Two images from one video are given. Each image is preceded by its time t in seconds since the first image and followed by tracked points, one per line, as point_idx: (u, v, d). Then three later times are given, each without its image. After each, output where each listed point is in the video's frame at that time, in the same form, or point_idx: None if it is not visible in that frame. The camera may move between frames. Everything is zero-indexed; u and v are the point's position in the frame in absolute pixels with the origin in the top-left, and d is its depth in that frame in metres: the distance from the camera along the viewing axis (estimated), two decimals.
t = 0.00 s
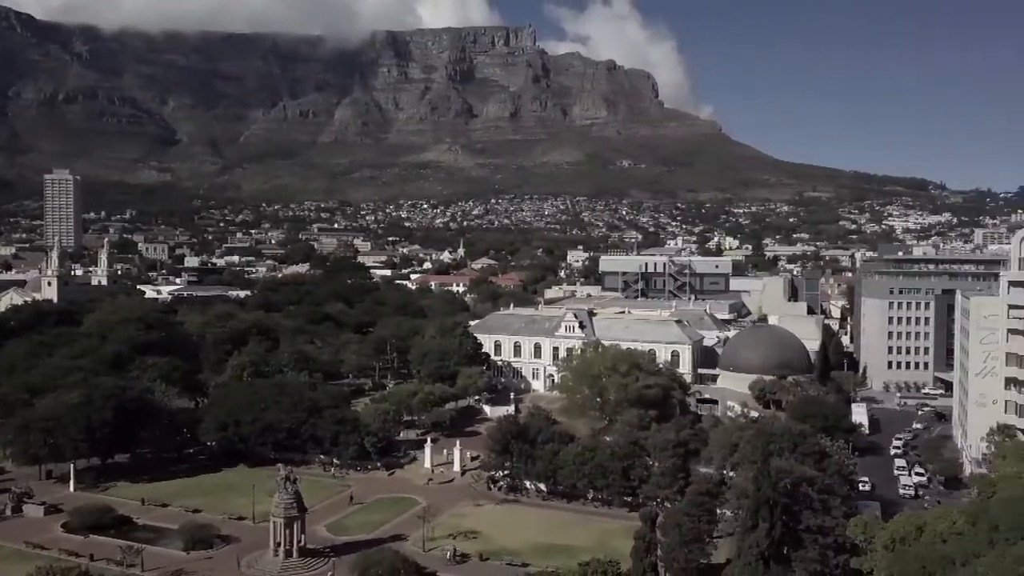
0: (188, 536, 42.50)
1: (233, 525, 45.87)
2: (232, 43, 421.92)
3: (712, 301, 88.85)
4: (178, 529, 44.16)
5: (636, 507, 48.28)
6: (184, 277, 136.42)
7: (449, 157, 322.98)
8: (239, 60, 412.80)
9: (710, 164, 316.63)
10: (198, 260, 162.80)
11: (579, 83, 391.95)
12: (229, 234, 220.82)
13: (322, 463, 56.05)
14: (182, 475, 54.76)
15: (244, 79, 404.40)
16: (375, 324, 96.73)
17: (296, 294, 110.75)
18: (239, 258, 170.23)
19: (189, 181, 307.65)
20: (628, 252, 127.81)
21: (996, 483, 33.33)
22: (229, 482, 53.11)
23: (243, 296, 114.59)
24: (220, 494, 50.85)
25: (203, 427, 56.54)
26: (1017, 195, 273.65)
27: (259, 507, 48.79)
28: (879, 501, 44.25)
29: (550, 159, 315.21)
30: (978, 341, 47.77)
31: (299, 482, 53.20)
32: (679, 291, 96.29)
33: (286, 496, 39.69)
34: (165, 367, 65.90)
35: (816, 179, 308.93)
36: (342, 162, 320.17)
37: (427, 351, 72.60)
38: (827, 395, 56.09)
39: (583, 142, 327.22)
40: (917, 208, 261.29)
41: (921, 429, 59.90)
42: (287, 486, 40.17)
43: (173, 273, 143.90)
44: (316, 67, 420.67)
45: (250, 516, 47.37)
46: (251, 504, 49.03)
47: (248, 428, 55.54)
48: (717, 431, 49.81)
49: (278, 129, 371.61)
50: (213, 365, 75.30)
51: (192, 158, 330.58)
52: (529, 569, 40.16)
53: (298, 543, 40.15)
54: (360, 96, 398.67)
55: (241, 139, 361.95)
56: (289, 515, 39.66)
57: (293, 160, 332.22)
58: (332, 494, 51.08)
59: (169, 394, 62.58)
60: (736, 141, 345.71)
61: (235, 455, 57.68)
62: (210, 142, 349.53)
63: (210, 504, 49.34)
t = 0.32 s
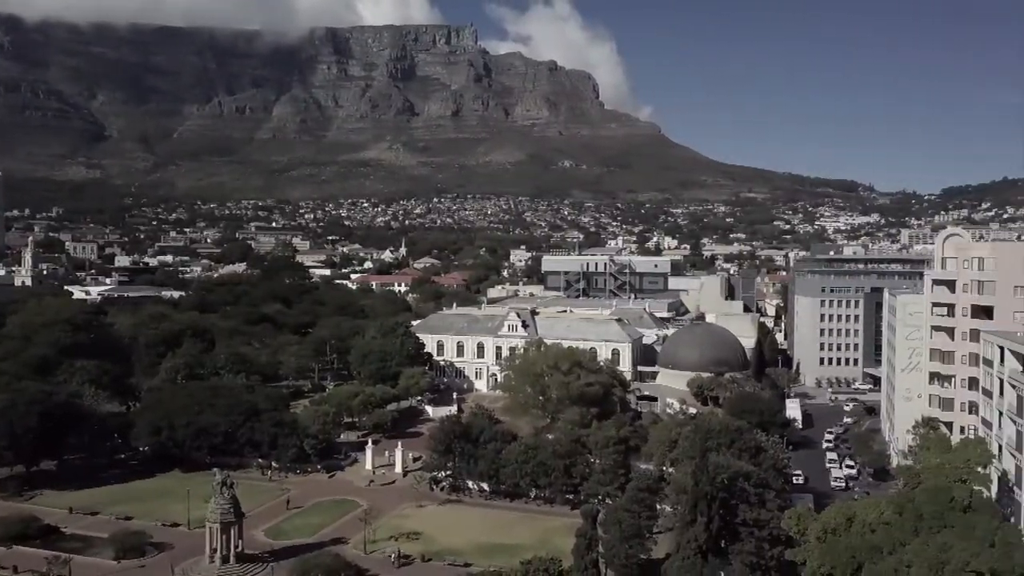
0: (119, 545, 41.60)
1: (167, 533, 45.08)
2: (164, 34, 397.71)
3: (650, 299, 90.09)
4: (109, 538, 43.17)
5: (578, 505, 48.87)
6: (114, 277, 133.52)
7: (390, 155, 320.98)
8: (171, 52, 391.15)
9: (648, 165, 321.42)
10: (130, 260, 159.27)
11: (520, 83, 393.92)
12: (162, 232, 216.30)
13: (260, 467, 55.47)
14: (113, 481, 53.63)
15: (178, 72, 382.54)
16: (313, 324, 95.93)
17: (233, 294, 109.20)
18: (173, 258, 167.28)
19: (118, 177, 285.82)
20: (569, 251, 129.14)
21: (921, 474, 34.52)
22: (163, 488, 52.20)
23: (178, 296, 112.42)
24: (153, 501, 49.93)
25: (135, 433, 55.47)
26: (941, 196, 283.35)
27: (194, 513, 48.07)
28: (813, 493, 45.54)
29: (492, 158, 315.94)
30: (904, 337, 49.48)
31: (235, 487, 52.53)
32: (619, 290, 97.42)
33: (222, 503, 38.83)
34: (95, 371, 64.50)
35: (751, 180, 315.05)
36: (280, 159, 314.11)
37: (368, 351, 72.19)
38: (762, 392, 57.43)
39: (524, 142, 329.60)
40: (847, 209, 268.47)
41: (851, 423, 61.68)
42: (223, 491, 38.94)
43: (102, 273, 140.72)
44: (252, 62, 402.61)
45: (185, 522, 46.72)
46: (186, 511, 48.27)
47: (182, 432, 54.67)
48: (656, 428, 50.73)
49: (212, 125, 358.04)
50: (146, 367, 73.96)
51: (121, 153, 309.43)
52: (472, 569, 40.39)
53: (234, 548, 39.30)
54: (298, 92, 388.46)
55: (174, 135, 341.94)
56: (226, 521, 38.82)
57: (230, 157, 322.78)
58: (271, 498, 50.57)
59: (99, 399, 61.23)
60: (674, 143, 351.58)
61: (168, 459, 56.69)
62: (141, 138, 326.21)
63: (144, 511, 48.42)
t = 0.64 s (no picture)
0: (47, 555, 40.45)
1: (99, 542, 44.08)
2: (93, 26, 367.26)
3: (592, 298, 90.98)
4: (36, 547, 42.02)
5: (520, 504, 49.27)
6: (39, 278, 129.68)
7: (331, 153, 317.04)
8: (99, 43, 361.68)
9: (589, 165, 324.17)
10: (57, 260, 154.58)
11: (463, 81, 393.58)
12: (91, 230, 209.72)
13: (196, 471, 54.54)
14: (40, 488, 52.22)
15: (109, 66, 354.01)
16: (250, 325, 94.46)
17: (166, 295, 106.80)
18: (102, 257, 162.83)
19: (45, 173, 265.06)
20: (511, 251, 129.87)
21: (851, 466, 35.54)
22: (93, 496, 50.98)
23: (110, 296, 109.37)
24: (84, 509, 48.74)
25: (63, 438, 54.02)
26: (870, 196, 291.49)
27: (126, 520, 47.12)
28: (748, 487, 46.61)
29: (435, 157, 315.08)
30: (835, 335, 50.81)
31: (170, 492, 51.60)
32: (562, 289, 98.24)
33: (156, 510, 37.71)
34: (21, 375, 62.63)
35: (689, 181, 319.77)
36: (217, 156, 303.67)
37: (307, 352, 71.36)
38: (700, 388, 58.46)
39: (466, 142, 330.23)
40: (782, 209, 274.18)
41: (786, 418, 63.08)
42: (157, 497, 37.83)
43: (28, 273, 136.55)
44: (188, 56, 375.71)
45: (117, 530, 45.75)
46: (117, 518, 47.27)
47: (113, 437, 53.43)
48: (598, 425, 51.40)
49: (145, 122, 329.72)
50: (75, 370, 72.06)
51: (47, 147, 285.87)
52: (415, 570, 40.42)
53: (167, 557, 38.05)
54: (235, 88, 369.29)
55: (104, 131, 315.74)
56: (160, 528, 37.79)
57: (163, 152, 306.31)
58: (207, 503, 49.84)
59: (24, 405, 59.46)
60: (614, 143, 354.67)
61: (98, 465, 55.35)
62: (68, 132, 300.91)
63: (73, 520, 47.26)
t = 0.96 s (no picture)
0: None
1: (20, 553, 42.80)
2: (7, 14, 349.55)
3: (531, 298, 91.33)
4: None
5: (459, 504, 49.22)
6: None
7: (265, 150, 312.26)
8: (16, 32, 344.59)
9: (527, 165, 325.09)
10: None
11: (400, 79, 391.40)
12: (12, 228, 201.78)
13: (123, 478, 53.21)
14: None
15: (26, 56, 337.67)
16: (180, 326, 92.59)
17: (93, 295, 104.02)
18: (23, 256, 157.47)
19: None
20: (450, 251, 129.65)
21: (782, 459, 36.30)
22: (15, 505, 49.42)
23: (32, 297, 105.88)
24: (3, 520, 47.21)
25: None
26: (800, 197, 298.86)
27: (50, 530, 45.85)
28: (684, 482, 47.27)
29: (372, 155, 312.69)
30: (767, 332, 51.70)
31: (97, 500, 50.29)
32: (502, 289, 98.31)
33: (80, 517, 36.47)
34: None
35: (625, 181, 323.60)
36: (144, 151, 292.62)
37: (240, 353, 70.09)
38: (636, 386, 59.10)
39: (404, 141, 328.29)
40: (715, 209, 278.96)
41: (720, 413, 64.09)
42: (80, 505, 36.86)
43: None
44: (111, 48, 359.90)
45: (38, 541, 44.39)
46: (41, 527, 45.97)
47: (35, 443, 51.81)
48: (537, 424, 51.61)
49: (66, 115, 310.00)
50: None
51: None
52: (351, 573, 40.07)
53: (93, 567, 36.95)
54: (164, 81, 350.65)
55: (21, 124, 297.82)
56: (84, 538, 36.38)
57: (87, 146, 291.49)
58: (136, 510, 48.67)
59: None
60: (551, 143, 356.29)
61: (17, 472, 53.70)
62: None
63: None
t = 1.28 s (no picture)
0: None
1: None
2: None
3: (474, 297, 91.06)
4: None
5: (403, 505, 48.59)
6: None
7: (202, 148, 306.83)
8: None
9: (470, 164, 324.33)
10: None
11: (342, 77, 387.81)
12: None
13: (51, 486, 51.41)
14: None
15: None
16: (112, 329, 90.32)
17: (20, 296, 100.67)
18: None
19: None
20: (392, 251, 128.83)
21: (720, 455, 36.42)
22: None
23: None
24: None
25: None
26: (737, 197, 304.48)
27: None
28: (626, 480, 47.31)
29: (313, 154, 309.09)
30: (705, 331, 52.05)
31: (24, 509, 48.50)
32: (446, 288, 97.71)
33: (7, 525, 34.04)
34: None
35: (567, 180, 325.62)
36: (73, 146, 281.94)
37: (176, 355, 68.42)
38: (579, 384, 59.12)
39: (347, 139, 325.86)
40: (656, 209, 282.08)
41: (661, 410, 64.41)
42: (6, 515, 34.73)
43: None
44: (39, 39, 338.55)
45: None
46: None
47: None
48: (481, 423, 51.26)
49: None
50: None
51: None
52: None
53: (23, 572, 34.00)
54: (94, 75, 335.77)
55: None
56: (12, 548, 33.78)
57: (13, 142, 279.06)
58: (67, 519, 47.04)
59: None
60: (493, 142, 356.06)
61: None
62: None
63: None
